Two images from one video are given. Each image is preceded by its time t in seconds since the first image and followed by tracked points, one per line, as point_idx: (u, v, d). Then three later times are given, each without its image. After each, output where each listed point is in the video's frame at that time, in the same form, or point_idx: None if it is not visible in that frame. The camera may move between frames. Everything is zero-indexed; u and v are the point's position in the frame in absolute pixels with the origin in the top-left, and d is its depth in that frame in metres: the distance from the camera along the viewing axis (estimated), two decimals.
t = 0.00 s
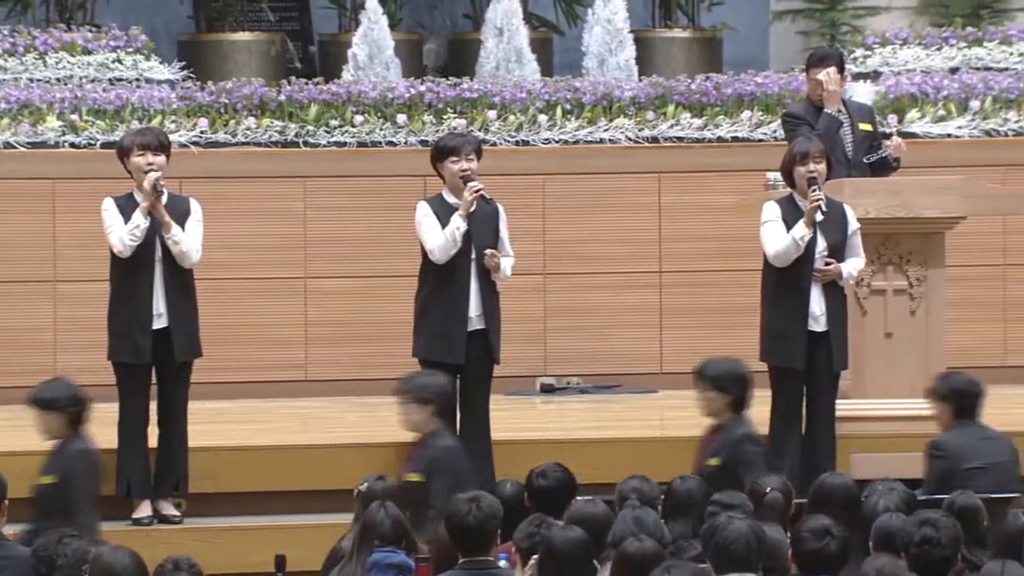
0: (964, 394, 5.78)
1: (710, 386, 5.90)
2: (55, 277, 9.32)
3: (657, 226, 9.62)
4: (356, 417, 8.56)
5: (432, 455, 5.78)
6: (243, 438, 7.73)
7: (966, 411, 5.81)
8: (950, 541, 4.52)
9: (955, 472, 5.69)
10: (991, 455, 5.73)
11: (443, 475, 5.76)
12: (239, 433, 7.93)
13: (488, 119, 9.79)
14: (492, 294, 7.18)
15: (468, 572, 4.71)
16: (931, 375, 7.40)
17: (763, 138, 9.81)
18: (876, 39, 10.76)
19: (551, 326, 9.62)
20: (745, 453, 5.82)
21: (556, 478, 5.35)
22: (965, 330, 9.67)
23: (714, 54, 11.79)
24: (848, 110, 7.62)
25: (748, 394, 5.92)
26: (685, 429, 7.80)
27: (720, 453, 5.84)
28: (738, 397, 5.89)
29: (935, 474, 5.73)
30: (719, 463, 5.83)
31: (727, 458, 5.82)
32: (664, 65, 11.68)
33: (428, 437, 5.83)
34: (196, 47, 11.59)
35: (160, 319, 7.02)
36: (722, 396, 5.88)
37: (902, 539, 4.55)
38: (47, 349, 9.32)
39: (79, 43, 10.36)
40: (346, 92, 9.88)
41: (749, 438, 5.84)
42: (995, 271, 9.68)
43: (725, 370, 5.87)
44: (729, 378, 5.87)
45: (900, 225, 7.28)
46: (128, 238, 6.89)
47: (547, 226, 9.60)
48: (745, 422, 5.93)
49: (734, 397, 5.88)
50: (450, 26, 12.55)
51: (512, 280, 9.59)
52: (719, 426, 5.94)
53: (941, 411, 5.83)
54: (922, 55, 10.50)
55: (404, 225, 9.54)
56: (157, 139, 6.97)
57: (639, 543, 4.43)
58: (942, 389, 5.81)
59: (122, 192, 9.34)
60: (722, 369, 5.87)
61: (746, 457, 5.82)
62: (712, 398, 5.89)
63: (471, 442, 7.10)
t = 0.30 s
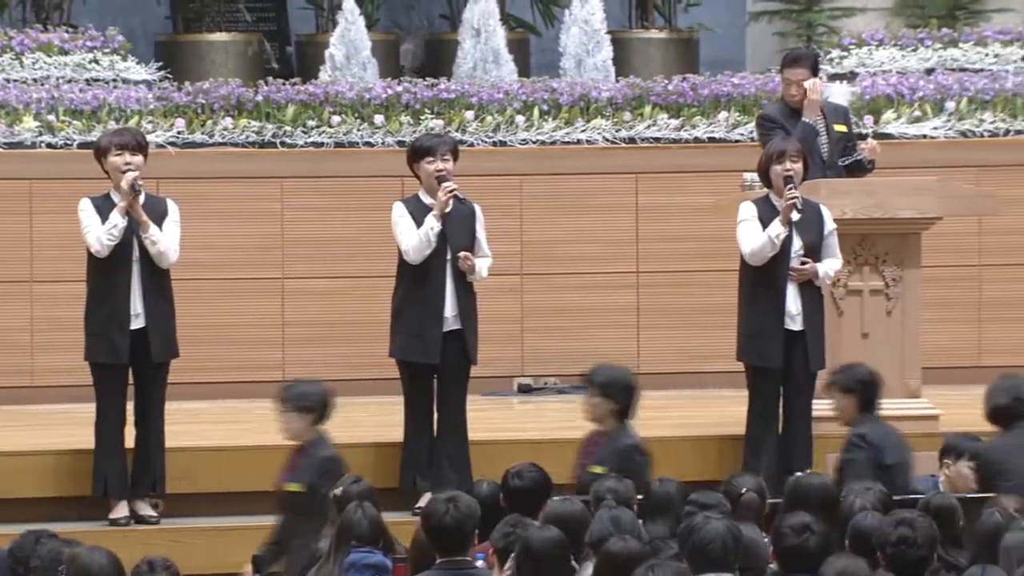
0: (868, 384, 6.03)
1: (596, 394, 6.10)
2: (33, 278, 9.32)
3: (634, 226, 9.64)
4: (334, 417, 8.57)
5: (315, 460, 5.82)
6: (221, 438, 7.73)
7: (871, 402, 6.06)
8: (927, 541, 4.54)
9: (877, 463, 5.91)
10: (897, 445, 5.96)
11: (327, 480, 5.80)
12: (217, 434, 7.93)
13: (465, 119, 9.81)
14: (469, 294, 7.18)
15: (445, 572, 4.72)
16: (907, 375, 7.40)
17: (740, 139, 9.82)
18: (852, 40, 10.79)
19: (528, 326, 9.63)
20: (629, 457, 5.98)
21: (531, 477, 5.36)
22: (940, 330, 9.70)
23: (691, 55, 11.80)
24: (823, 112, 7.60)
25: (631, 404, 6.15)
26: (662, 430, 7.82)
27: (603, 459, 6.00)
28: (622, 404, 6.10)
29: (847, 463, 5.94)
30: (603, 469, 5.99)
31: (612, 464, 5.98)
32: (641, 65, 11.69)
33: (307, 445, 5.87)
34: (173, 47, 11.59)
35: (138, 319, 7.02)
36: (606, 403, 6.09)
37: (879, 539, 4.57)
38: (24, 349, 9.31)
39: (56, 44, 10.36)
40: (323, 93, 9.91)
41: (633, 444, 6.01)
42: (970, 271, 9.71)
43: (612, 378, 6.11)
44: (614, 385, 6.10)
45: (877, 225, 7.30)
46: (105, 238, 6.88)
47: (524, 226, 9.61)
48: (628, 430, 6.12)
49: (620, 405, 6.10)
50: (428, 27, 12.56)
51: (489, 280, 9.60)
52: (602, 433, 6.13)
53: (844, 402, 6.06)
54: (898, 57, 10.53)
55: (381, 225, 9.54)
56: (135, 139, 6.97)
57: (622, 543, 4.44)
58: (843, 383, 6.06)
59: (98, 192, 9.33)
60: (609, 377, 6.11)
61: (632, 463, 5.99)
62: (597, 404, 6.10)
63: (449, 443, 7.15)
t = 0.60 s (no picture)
0: (763, 394, 6.22)
1: (476, 393, 5.88)
2: (5, 278, 9.30)
3: (607, 227, 9.66)
4: (308, 417, 8.57)
5: (185, 457, 5.27)
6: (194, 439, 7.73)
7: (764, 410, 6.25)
8: (899, 541, 4.55)
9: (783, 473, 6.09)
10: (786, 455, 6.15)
11: (196, 478, 5.25)
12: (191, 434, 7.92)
13: (439, 121, 9.80)
14: (442, 296, 7.18)
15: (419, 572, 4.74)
16: (879, 375, 7.45)
17: (712, 141, 9.86)
18: (824, 42, 10.80)
19: (501, 326, 9.64)
20: (508, 455, 5.79)
21: (507, 479, 5.31)
22: (912, 331, 9.73)
23: (663, 56, 11.82)
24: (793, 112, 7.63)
25: (512, 405, 5.92)
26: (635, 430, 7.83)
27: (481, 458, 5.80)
28: (505, 404, 5.87)
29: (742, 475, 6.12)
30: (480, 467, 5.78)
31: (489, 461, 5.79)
32: (614, 67, 11.71)
33: (180, 442, 5.32)
34: (145, 48, 11.58)
35: (111, 319, 7.02)
36: (487, 403, 5.87)
37: (852, 538, 4.59)
38: None
39: (28, 44, 10.35)
40: (297, 94, 9.88)
41: (513, 445, 5.81)
42: (941, 272, 9.75)
43: (494, 379, 5.87)
44: (495, 386, 5.86)
45: (847, 225, 7.31)
46: (81, 238, 6.89)
47: (497, 227, 9.62)
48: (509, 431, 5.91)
49: (501, 405, 5.87)
50: (401, 28, 12.56)
51: (462, 281, 9.61)
52: (483, 432, 5.91)
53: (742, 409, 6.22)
54: (870, 58, 10.55)
55: (355, 226, 9.54)
56: (109, 139, 6.97)
57: (598, 543, 4.45)
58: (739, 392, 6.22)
59: (71, 193, 9.32)
60: (490, 377, 5.87)
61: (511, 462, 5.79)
62: (478, 404, 5.87)
63: (425, 444, 7.16)
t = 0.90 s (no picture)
0: (645, 389, 6.14)
1: (349, 391, 6.12)
2: None
3: (579, 227, 9.67)
4: (279, 417, 8.58)
5: (50, 464, 5.61)
6: (166, 439, 7.73)
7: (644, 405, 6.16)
8: (870, 541, 4.56)
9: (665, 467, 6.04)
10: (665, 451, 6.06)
11: (57, 486, 5.58)
12: (163, 435, 7.92)
13: (411, 121, 9.80)
14: (415, 297, 7.19)
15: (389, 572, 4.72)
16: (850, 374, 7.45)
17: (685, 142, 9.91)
18: (796, 43, 10.82)
19: (474, 327, 9.65)
20: (373, 450, 6.04)
21: (480, 479, 5.33)
22: (884, 331, 9.77)
23: (635, 57, 11.84)
24: (763, 115, 7.64)
25: (381, 401, 6.18)
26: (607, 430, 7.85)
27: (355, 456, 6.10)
28: (376, 402, 6.13)
29: (629, 469, 5.98)
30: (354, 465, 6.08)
31: (363, 461, 6.06)
32: (587, 68, 11.72)
33: (49, 448, 5.65)
34: (117, 48, 11.57)
35: (84, 319, 7.02)
36: (359, 400, 6.12)
37: (824, 539, 4.59)
38: None
39: None
40: (269, 94, 9.87)
41: (382, 439, 6.06)
42: (912, 272, 9.78)
43: (366, 376, 6.13)
44: (368, 384, 6.12)
45: (821, 225, 7.33)
46: (54, 238, 6.90)
47: (469, 228, 9.63)
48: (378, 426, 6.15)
49: (373, 402, 6.13)
50: (373, 29, 12.55)
51: (435, 282, 9.62)
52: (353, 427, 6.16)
53: (623, 404, 6.13)
54: (841, 59, 10.58)
55: (327, 226, 9.55)
56: (83, 140, 6.98)
57: (565, 543, 4.44)
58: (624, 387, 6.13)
59: (43, 193, 9.30)
60: (363, 375, 6.12)
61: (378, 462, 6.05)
62: (349, 401, 6.12)
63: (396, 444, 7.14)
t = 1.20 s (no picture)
0: (524, 396, 6.09)
1: (220, 401, 5.76)
2: None
3: (549, 228, 9.69)
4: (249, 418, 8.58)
5: None
6: (136, 440, 7.72)
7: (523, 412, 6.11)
8: (839, 541, 4.58)
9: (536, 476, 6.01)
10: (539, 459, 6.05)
11: None
12: (132, 436, 7.91)
13: (382, 122, 9.80)
14: (386, 296, 7.20)
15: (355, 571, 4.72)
16: (820, 376, 7.50)
17: (655, 142, 9.87)
18: (765, 45, 10.85)
19: (445, 328, 9.66)
20: (255, 462, 5.64)
21: (449, 480, 5.30)
22: (853, 332, 9.80)
23: (606, 58, 11.85)
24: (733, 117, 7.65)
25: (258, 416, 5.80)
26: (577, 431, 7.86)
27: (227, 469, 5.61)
28: (248, 414, 5.75)
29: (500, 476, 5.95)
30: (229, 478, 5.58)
31: (235, 474, 5.62)
32: (557, 69, 11.74)
33: None
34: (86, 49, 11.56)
35: (53, 320, 7.01)
36: (231, 412, 5.75)
37: (793, 539, 4.61)
38: None
39: None
40: (239, 95, 9.88)
41: (257, 450, 5.67)
42: (881, 273, 9.81)
43: (239, 387, 5.76)
44: (239, 394, 5.74)
45: (789, 229, 7.36)
46: (23, 238, 6.86)
47: (440, 229, 9.64)
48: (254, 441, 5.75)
49: (246, 415, 5.75)
50: (344, 30, 12.52)
51: (406, 282, 9.63)
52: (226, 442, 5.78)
53: (501, 409, 6.08)
54: (810, 61, 10.61)
55: (297, 227, 9.55)
56: (54, 141, 6.97)
57: (530, 543, 4.46)
58: (503, 393, 6.09)
59: (12, 194, 9.29)
60: (233, 387, 5.75)
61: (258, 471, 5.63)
62: (221, 414, 5.75)
63: (368, 441, 7.18)
